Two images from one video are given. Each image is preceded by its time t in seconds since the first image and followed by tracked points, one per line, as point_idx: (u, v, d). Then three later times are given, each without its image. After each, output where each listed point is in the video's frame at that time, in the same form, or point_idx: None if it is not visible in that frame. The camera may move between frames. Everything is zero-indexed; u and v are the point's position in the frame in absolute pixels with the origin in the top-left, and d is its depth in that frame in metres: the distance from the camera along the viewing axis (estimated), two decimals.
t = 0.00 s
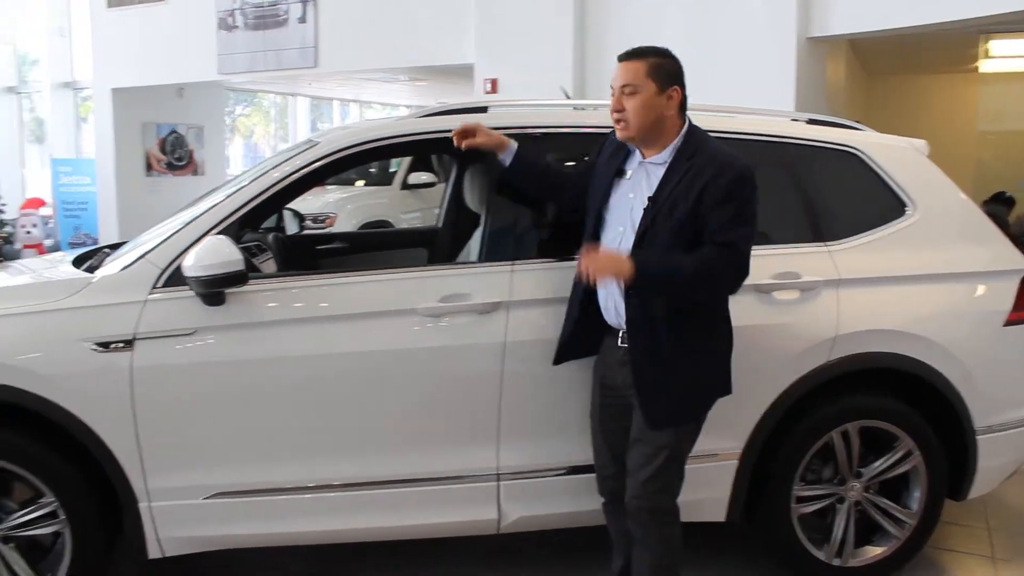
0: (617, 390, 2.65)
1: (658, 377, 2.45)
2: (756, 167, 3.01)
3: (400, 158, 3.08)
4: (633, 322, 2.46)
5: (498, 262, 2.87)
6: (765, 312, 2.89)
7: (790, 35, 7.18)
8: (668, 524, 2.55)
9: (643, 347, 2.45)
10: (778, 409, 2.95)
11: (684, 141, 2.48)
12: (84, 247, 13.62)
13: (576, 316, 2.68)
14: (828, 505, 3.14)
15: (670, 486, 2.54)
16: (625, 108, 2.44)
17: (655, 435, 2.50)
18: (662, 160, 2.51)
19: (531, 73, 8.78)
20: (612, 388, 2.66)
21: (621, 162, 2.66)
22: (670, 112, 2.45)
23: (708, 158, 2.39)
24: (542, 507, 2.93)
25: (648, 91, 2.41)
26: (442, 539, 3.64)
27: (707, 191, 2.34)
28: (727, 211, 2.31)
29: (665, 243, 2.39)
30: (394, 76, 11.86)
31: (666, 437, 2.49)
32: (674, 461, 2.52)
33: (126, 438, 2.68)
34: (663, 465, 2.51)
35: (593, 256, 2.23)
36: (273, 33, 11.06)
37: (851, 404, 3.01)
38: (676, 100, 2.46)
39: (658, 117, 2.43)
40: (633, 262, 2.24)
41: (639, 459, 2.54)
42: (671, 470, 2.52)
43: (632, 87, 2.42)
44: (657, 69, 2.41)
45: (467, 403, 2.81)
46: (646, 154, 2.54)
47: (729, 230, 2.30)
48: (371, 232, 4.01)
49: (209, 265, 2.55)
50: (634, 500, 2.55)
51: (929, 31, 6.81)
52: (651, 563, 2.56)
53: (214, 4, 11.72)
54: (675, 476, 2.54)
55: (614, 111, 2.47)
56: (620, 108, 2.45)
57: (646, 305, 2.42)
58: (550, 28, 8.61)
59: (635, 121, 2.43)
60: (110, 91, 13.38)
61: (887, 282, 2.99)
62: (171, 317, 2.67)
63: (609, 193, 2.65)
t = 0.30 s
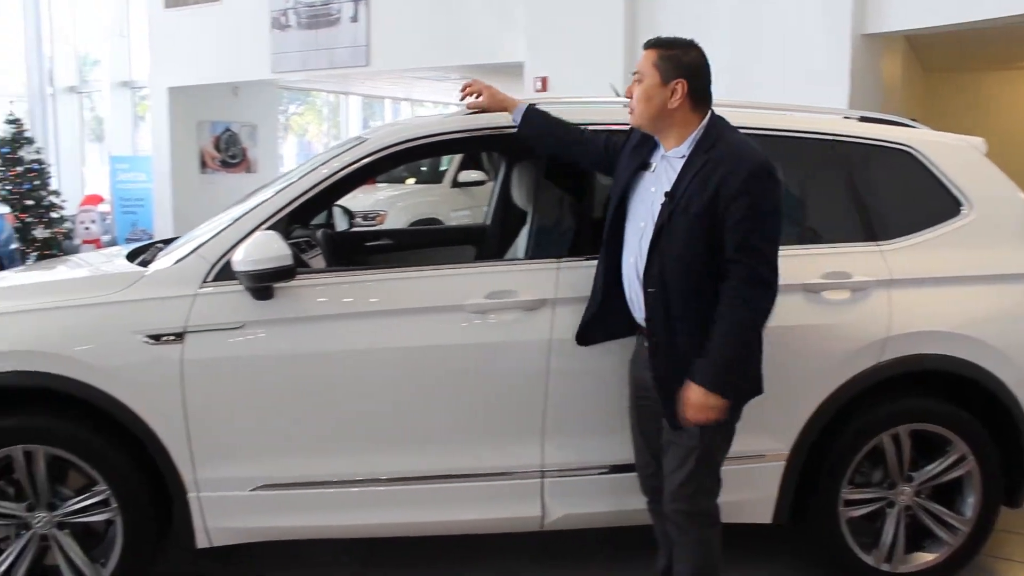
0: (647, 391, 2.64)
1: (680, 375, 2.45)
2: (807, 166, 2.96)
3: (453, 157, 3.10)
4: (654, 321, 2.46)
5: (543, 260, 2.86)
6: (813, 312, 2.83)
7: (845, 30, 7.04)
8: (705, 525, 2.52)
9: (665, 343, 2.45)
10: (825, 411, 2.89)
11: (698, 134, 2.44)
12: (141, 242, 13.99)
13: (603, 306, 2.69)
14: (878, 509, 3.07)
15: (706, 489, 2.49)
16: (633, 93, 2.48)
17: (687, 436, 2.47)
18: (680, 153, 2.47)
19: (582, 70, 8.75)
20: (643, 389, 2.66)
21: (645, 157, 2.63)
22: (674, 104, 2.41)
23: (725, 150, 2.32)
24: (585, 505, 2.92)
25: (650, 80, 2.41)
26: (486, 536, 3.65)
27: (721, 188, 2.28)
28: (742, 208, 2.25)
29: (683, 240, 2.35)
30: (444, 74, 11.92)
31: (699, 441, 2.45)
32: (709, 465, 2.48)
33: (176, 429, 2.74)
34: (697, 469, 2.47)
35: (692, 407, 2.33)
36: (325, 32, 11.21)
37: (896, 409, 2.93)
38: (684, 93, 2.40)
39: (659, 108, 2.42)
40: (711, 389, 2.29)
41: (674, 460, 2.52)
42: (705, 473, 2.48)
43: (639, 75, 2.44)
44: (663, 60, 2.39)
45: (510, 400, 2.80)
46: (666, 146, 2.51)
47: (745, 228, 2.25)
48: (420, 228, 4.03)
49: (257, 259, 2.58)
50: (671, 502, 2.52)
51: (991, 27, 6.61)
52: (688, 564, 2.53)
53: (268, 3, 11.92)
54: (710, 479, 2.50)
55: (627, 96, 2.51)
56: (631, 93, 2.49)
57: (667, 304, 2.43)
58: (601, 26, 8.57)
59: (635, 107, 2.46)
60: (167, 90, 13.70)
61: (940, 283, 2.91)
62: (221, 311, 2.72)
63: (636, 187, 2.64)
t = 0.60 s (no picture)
0: (677, 392, 2.61)
1: (720, 372, 2.42)
2: (850, 165, 2.91)
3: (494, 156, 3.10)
4: (688, 319, 2.45)
5: (582, 260, 2.86)
6: (856, 313, 2.78)
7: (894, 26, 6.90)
8: (740, 528, 2.49)
9: (697, 342, 2.44)
10: (867, 414, 2.83)
11: (715, 129, 2.44)
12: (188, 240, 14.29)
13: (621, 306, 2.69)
14: (920, 514, 3.01)
15: (741, 490, 2.47)
16: (648, 92, 2.47)
17: (721, 435, 2.45)
18: (697, 151, 2.48)
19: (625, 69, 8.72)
20: (672, 390, 2.62)
21: (654, 161, 2.61)
22: (692, 101, 2.42)
23: (744, 144, 2.34)
24: (621, 505, 2.90)
25: (670, 78, 2.41)
26: (524, 534, 3.66)
27: (746, 179, 2.29)
28: (770, 197, 2.25)
29: (710, 235, 2.36)
30: (488, 73, 11.96)
31: (732, 441, 2.44)
32: (744, 463, 2.46)
33: (218, 423, 2.78)
34: (732, 470, 2.45)
35: (777, 405, 2.24)
36: (369, 32, 11.33)
37: (933, 413, 2.87)
38: (704, 90, 2.41)
39: (678, 106, 2.43)
40: (790, 382, 2.21)
41: (707, 462, 2.50)
42: (740, 474, 2.46)
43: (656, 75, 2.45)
44: (680, 57, 2.40)
45: (546, 399, 2.80)
46: (682, 144, 2.52)
47: (775, 215, 2.24)
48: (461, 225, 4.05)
49: (298, 256, 2.62)
50: (706, 504, 2.50)
51: None
52: (725, 567, 2.51)
53: (313, 4, 12.09)
54: (745, 480, 2.47)
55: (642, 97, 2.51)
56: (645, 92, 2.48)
57: (700, 302, 2.42)
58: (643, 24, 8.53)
59: (652, 106, 2.45)
60: (214, 90, 13.94)
61: (988, 284, 2.83)
62: (262, 308, 2.76)
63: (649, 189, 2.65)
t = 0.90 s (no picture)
0: (701, 393, 2.59)
1: (748, 371, 2.41)
2: (881, 165, 2.87)
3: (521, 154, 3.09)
4: (712, 320, 2.42)
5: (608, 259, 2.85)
6: (886, 315, 2.74)
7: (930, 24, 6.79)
8: (765, 529, 2.47)
9: (728, 343, 2.41)
10: (896, 417, 2.79)
11: (734, 127, 2.43)
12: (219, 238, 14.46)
13: (627, 303, 2.70)
14: (950, 519, 2.97)
15: (765, 490, 2.46)
16: (701, 94, 2.39)
17: (747, 435, 2.44)
18: (715, 151, 2.47)
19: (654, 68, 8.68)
20: (694, 390, 2.61)
21: (666, 159, 2.60)
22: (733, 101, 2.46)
23: (763, 141, 2.33)
24: (647, 505, 2.89)
25: (719, 77, 2.41)
26: (550, 534, 3.66)
27: (768, 176, 2.29)
28: (794, 193, 2.25)
29: (735, 235, 2.35)
30: (517, 73, 11.96)
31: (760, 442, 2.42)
32: (769, 463, 2.44)
33: (246, 419, 2.81)
34: (757, 471, 2.44)
35: (792, 397, 2.26)
36: (400, 32, 11.38)
37: (962, 416, 2.83)
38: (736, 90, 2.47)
39: (728, 105, 2.43)
40: (807, 373, 2.23)
41: (732, 462, 2.49)
42: (765, 475, 2.45)
43: (703, 75, 2.40)
44: (723, 57, 2.43)
45: (571, 398, 2.80)
46: (699, 147, 2.50)
47: (798, 210, 2.25)
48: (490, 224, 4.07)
49: (327, 254, 2.64)
50: (731, 504, 2.48)
51: None
52: (748, 568, 2.49)
53: (344, 4, 12.17)
54: (770, 481, 2.46)
55: (688, 99, 2.40)
56: (695, 95, 2.39)
57: (726, 303, 2.40)
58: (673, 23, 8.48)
59: (712, 106, 2.39)
60: (246, 90, 14.09)
61: (1023, 287, 2.78)
62: (290, 305, 2.78)
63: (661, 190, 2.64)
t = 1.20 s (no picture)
0: (720, 393, 2.57)
1: (767, 373, 2.39)
2: (906, 164, 2.84)
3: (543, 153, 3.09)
4: (731, 321, 2.41)
5: (629, 259, 2.85)
6: (909, 316, 2.71)
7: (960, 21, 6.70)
8: (783, 530, 2.46)
9: (749, 344, 2.40)
10: (920, 419, 2.76)
11: (753, 128, 2.41)
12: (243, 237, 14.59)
13: (649, 304, 2.69)
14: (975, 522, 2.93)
15: (784, 490, 2.44)
16: (725, 94, 2.37)
17: (764, 436, 2.42)
18: (734, 152, 2.45)
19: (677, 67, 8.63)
20: (713, 390, 2.60)
21: (688, 159, 2.59)
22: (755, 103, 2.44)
23: (784, 143, 2.31)
24: (667, 506, 2.88)
25: (743, 77, 2.40)
26: (570, 534, 3.65)
27: (789, 179, 2.27)
28: (814, 196, 2.23)
29: (755, 237, 2.32)
30: (539, 73, 11.95)
31: (779, 443, 2.40)
32: (787, 463, 2.43)
33: (267, 416, 2.84)
34: (776, 471, 2.42)
35: (812, 403, 2.25)
36: (423, 32, 11.42)
37: (987, 419, 2.79)
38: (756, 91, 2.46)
39: (751, 107, 2.41)
40: (825, 381, 2.21)
41: (750, 462, 2.47)
42: (784, 475, 2.43)
43: (727, 76, 2.39)
44: (745, 59, 2.42)
45: (590, 398, 2.79)
46: (720, 149, 2.48)
47: (818, 214, 2.23)
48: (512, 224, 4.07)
49: (349, 253, 2.66)
50: (748, 505, 2.47)
51: None
52: (768, 570, 2.47)
53: (368, 5, 12.23)
54: (789, 481, 2.44)
55: (712, 100, 2.38)
56: (719, 95, 2.37)
57: (745, 304, 2.38)
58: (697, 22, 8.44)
59: (736, 106, 2.37)
60: (270, 90, 14.20)
61: None
62: (312, 303, 2.80)
63: (682, 191, 2.63)
